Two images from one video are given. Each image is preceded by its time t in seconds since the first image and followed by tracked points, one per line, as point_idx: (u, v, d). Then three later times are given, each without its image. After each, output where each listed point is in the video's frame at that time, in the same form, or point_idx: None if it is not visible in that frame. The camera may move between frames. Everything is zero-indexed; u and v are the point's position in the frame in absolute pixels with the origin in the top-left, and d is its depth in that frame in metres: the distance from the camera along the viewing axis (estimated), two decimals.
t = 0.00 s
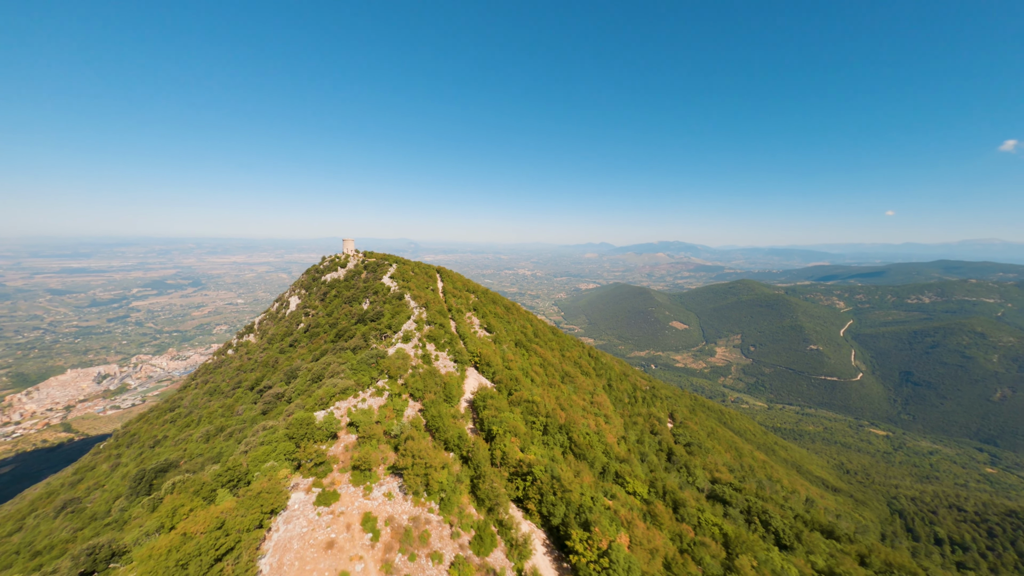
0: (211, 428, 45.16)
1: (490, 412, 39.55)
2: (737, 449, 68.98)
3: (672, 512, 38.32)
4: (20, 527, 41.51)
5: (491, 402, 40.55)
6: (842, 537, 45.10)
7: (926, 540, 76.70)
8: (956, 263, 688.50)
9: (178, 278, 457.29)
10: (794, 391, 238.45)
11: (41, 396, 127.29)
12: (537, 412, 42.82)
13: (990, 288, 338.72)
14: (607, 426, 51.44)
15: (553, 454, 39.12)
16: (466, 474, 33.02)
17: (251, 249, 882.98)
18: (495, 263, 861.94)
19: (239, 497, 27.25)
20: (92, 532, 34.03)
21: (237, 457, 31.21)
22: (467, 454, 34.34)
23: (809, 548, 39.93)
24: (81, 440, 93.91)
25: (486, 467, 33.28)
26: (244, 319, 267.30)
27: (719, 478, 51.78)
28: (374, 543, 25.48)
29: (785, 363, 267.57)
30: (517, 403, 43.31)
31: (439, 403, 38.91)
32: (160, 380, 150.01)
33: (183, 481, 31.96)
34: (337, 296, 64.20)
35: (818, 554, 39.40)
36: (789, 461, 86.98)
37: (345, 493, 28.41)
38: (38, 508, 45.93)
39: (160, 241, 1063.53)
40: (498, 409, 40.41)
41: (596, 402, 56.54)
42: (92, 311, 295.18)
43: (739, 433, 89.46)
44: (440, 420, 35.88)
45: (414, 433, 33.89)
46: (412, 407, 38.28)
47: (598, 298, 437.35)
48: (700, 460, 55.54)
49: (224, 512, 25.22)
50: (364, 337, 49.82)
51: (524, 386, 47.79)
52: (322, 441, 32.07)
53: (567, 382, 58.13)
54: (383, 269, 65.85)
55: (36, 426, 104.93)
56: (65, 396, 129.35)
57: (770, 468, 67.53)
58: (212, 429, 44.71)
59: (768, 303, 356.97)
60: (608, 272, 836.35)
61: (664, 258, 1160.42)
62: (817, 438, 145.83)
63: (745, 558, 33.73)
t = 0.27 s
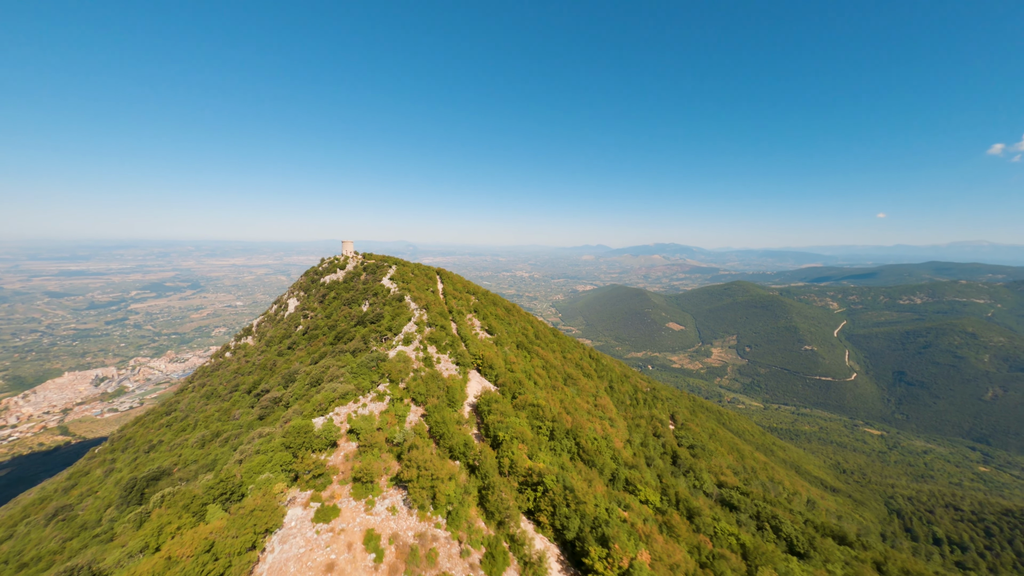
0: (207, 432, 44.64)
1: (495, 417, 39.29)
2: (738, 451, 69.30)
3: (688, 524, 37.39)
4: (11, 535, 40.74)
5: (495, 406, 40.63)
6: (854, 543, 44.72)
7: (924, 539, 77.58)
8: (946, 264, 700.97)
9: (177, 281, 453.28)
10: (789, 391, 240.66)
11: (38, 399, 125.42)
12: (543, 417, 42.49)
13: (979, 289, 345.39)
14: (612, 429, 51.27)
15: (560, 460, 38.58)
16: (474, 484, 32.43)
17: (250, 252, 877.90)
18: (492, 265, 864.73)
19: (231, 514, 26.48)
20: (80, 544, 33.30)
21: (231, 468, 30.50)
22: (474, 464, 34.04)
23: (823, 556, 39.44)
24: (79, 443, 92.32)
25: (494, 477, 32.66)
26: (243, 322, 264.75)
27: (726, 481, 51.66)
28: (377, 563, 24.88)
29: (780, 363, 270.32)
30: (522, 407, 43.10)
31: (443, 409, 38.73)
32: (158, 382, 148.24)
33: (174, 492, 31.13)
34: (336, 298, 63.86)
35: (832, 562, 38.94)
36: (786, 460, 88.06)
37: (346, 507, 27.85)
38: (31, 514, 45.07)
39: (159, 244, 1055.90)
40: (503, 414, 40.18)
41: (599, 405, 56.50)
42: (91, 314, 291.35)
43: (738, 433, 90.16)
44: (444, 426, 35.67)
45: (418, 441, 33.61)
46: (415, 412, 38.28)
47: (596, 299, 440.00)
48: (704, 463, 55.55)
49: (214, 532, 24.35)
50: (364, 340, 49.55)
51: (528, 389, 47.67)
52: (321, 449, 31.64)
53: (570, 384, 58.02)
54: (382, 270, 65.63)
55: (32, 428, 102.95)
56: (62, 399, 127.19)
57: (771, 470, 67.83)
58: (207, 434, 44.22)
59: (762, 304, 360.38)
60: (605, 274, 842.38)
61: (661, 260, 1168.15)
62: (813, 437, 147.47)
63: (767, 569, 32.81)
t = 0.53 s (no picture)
0: (203, 437, 44.16)
1: (500, 423, 38.94)
2: (741, 454, 69.65)
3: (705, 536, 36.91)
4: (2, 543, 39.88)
5: (501, 412, 40.22)
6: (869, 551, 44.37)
7: (924, 542, 78.25)
8: (939, 267, 711.54)
9: (178, 283, 449.82)
10: (786, 392, 242.49)
11: (38, 400, 123.59)
12: (550, 422, 42.32)
13: (971, 291, 350.74)
14: (618, 434, 51.23)
15: (569, 470, 38.14)
16: (483, 498, 31.29)
17: (252, 254, 875.10)
18: (490, 267, 867.74)
19: (221, 533, 25.03)
20: (69, 556, 32.44)
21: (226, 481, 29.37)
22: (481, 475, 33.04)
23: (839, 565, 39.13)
24: (79, 444, 90.96)
25: (502, 488, 31.88)
26: (245, 323, 262.57)
27: (733, 486, 51.61)
28: None
29: (776, 365, 272.37)
30: (528, 412, 43.04)
31: (448, 414, 38.26)
32: (158, 383, 146.90)
33: (164, 506, 29.87)
34: (336, 299, 63.67)
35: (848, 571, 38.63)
36: (786, 463, 88.69)
37: (346, 525, 26.45)
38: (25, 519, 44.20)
39: (161, 246, 1050.34)
40: (509, 420, 39.71)
41: (604, 409, 56.51)
42: (89, 315, 287.95)
43: (738, 436, 90.63)
44: (448, 434, 35.01)
45: (422, 450, 32.75)
46: (417, 418, 37.67)
47: (593, 301, 442.59)
48: (710, 468, 55.57)
49: (199, 557, 22.70)
50: (365, 342, 49.30)
51: (533, 393, 47.70)
52: (319, 459, 30.92)
53: (574, 388, 58.08)
54: (382, 272, 65.62)
55: (30, 430, 101.40)
56: (62, 401, 125.03)
57: (773, 474, 68.09)
58: (204, 439, 43.79)
59: (758, 306, 363.50)
60: (602, 276, 848.36)
61: (659, 262, 1179.96)
62: (810, 439, 148.67)
63: None
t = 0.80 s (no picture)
0: (199, 442, 43.64)
1: (506, 432, 37.74)
2: (744, 459, 69.85)
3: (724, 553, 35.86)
4: None
5: (506, 420, 39.11)
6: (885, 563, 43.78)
7: (925, 546, 78.70)
8: (933, 271, 719.56)
9: (180, 284, 447.57)
10: (783, 395, 243.74)
11: (39, 401, 121.38)
12: (557, 430, 41.25)
13: (965, 296, 354.85)
14: (623, 440, 50.98)
15: (579, 484, 37.06)
16: (492, 517, 30.52)
17: (254, 256, 873.28)
18: (489, 270, 869.23)
19: (208, 560, 23.19)
20: (56, 569, 31.76)
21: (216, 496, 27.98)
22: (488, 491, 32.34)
23: None
24: (80, 444, 89.25)
25: (511, 505, 30.81)
26: (246, 324, 261.12)
27: (741, 493, 51.42)
28: None
29: (773, 368, 274.02)
30: (533, 419, 42.03)
31: (452, 422, 38.17)
32: (159, 385, 144.60)
33: (150, 522, 28.66)
34: (336, 302, 63.40)
35: None
36: (786, 466, 89.26)
37: (346, 550, 25.63)
38: (19, 524, 43.45)
39: (164, 249, 1047.75)
40: (515, 429, 38.56)
41: (608, 414, 56.39)
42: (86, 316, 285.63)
43: (738, 439, 91.01)
44: (452, 445, 34.60)
45: (424, 465, 32.18)
46: (420, 427, 37.47)
47: (592, 304, 444.26)
48: (716, 473, 55.41)
49: None
50: (365, 346, 49.18)
51: (537, 399, 46.98)
52: (316, 474, 30.07)
53: (578, 393, 57.99)
54: (383, 274, 65.45)
55: (30, 430, 99.33)
56: (64, 401, 123.53)
57: (776, 479, 68.26)
58: (200, 444, 43.35)
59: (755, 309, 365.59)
60: (600, 279, 852.13)
61: (657, 266, 1187.24)
62: (808, 441, 149.32)
63: None
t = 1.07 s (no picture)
0: (194, 449, 43.23)
1: (513, 445, 35.63)
2: (749, 469, 69.21)
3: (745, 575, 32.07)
4: None
5: (512, 431, 37.17)
6: None
7: (927, 554, 78.47)
8: (930, 280, 729.70)
9: (183, 285, 446.78)
10: (782, 401, 243.55)
11: (42, 400, 120.42)
12: (565, 442, 38.79)
13: (961, 304, 357.63)
14: (630, 448, 49.85)
15: (590, 505, 32.43)
16: (502, 541, 26.50)
17: (259, 258, 874.82)
18: (489, 274, 873.53)
19: None
20: None
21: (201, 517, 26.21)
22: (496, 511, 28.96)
23: None
24: (82, 444, 88.22)
25: (523, 530, 26.87)
26: (248, 325, 259.94)
27: (751, 506, 49.95)
28: None
29: (773, 374, 274.19)
30: (539, 429, 40.05)
31: (456, 432, 36.40)
32: (162, 385, 143.54)
33: (125, 546, 24.04)
34: (337, 305, 63.32)
35: None
36: (787, 472, 89.18)
37: None
38: (12, 529, 42.81)
39: (168, 250, 1047.05)
40: (521, 441, 36.24)
41: (613, 423, 55.89)
42: (87, 315, 285.25)
43: (740, 445, 90.94)
44: (457, 459, 32.37)
45: (428, 484, 29.84)
46: (422, 438, 35.55)
47: (591, 308, 446.26)
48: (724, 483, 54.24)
49: None
50: (365, 350, 49.07)
51: (542, 408, 45.43)
52: (310, 493, 27.73)
53: (582, 400, 57.53)
54: (385, 278, 65.41)
55: (31, 429, 98.19)
56: (66, 400, 122.21)
57: (781, 489, 67.57)
58: (195, 450, 43.11)
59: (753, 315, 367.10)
60: (600, 284, 857.82)
61: (655, 271, 1195.11)
62: (808, 448, 149.22)
63: None
